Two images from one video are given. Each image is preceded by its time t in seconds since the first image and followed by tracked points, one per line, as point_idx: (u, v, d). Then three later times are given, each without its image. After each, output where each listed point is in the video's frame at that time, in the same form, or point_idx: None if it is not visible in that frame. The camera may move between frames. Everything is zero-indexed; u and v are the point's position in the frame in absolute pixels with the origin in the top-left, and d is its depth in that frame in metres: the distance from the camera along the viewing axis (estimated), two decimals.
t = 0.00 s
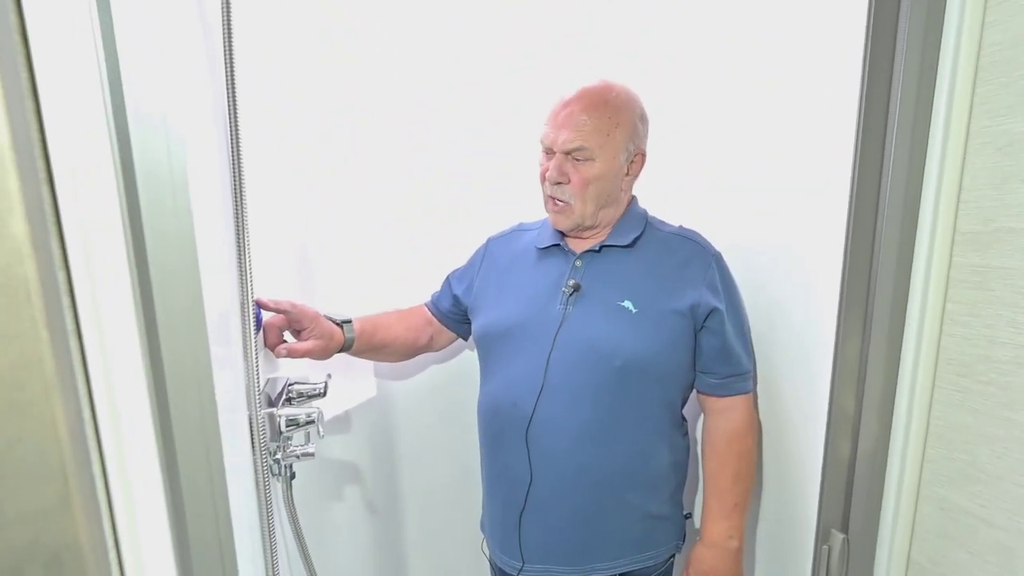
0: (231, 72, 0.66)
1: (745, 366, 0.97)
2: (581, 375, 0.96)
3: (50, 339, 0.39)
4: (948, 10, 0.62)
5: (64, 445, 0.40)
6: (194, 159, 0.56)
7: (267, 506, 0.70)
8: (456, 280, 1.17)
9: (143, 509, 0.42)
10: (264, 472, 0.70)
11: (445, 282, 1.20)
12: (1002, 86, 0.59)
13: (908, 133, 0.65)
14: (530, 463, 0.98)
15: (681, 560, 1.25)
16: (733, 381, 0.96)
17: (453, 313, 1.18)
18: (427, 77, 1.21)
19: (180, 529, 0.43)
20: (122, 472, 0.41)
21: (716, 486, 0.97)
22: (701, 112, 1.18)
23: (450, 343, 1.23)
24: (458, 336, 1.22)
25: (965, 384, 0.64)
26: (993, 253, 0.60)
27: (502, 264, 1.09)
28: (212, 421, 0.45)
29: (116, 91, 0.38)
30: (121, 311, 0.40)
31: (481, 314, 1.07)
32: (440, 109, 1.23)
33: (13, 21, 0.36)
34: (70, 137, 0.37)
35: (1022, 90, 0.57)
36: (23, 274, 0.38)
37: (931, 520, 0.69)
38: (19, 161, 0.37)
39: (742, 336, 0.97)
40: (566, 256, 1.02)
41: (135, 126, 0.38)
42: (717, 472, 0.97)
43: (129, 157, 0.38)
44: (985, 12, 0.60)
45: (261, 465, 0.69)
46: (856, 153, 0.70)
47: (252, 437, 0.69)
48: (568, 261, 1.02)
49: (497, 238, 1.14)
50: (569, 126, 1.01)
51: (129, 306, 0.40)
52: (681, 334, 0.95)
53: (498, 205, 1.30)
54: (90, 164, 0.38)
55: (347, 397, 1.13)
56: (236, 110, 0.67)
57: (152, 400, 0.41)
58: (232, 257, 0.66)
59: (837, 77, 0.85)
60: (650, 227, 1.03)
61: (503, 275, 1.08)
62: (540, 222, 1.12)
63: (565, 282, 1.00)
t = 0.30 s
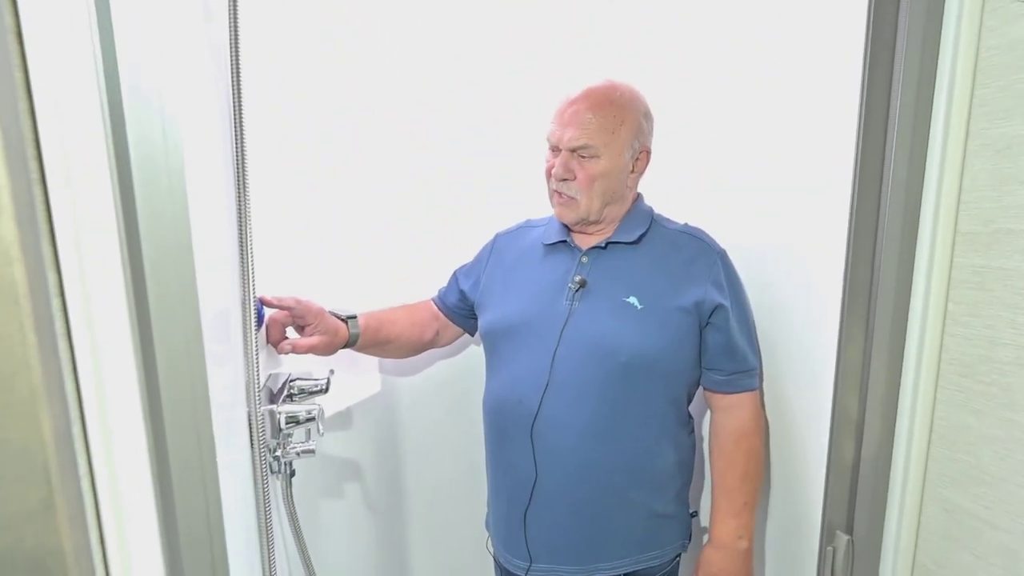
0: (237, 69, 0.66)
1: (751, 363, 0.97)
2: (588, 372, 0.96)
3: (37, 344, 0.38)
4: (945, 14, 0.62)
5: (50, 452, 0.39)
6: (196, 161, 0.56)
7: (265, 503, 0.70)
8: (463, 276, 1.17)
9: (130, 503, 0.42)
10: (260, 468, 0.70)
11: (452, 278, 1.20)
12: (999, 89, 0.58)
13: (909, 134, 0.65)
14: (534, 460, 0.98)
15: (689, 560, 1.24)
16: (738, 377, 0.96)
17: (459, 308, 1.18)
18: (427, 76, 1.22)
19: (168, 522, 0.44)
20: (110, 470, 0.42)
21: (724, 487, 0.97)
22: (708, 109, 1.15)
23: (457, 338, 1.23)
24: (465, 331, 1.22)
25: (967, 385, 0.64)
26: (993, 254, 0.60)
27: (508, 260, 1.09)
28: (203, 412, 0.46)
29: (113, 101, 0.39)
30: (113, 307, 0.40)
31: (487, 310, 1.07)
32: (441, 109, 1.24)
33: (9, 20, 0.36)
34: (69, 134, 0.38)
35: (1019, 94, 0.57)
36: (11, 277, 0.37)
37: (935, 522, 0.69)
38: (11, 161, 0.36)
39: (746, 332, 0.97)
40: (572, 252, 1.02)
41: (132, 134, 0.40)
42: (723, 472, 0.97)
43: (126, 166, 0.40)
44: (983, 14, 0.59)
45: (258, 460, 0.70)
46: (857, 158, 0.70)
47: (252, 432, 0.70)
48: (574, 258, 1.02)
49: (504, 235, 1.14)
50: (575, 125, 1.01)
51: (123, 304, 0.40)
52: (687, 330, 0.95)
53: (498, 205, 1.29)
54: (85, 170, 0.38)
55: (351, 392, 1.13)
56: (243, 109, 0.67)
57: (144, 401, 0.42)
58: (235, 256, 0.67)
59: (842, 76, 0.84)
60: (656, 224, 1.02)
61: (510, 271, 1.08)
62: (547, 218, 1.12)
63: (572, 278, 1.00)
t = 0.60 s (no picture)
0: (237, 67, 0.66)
1: (755, 364, 0.97)
2: (592, 373, 0.95)
3: (24, 338, 0.40)
4: (950, 19, 0.62)
5: (40, 446, 0.41)
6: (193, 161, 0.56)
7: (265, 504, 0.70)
8: (467, 278, 1.17)
9: (123, 501, 0.42)
10: (261, 470, 0.70)
11: (457, 281, 1.20)
12: (1002, 93, 0.58)
13: (912, 136, 0.64)
14: (539, 462, 0.98)
15: (692, 561, 1.24)
16: (741, 378, 0.95)
17: (464, 312, 1.18)
18: (427, 76, 1.23)
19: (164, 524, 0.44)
20: (104, 468, 0.42)
21: (726, 487, 0.96)
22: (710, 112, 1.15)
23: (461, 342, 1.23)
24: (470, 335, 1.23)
25: (969, 388, 0.63)
26: (996, 257, 0.59)
27: (512, 262, 1.09)
28: (199, 411, 0.46)
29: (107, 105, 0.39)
30: (108, 311, 0.40)
31: (492, 312, 1.07)
32: (441, 109, 1.25)
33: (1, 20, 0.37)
34: (68, 134, 0.38)
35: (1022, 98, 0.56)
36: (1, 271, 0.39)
37: (936, 526, 0.68)
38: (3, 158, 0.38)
39: (750, 333, 0.97)
40: (576, 254, 1.02)
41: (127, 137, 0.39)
42: (726, 472, 0.96)
43: (122, 169, 0.39)
44: (987, 17, 0.59)
45: (259, 462, 0.69)
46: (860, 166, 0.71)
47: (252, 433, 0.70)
48: (578, 259, 1.02)
49: (508, 237, 1.14)
50: (584, 116, 1.01)
51: (117, 308, 0.41)
52: (690, 331, 0.95)
53: (499, 196, 1.30)
54: (80, 175, 0.39)
55: (353, 394, 1.14)
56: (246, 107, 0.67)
57: (139, 403, 0.42)
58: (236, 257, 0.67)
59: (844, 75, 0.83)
60: (660, 226, 1.02)
61: (514, 273, 1.08)
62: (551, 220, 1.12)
63: (575, 279, 1.00)
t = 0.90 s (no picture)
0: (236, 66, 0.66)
1: (752, 367, 0.97)
2: (591, 376, 0.95)
3: (18, 340, 0.39)
4: (938, 24, 0.62)
5: (31, 444, 0.40)
6: (187, 154, 0.56)
7: (259, 504, 0.70)
8: (466, 281, 1.17)
9: (113, 498, 0.42)
10: (256, 470, 0.70)
11: (456, 285, 1.20)
12: (989, 98, 0.58)
13: (901, 149, 0.65)
14: (536, 465, 0.98)
15: (690, 563, 1.24)
16: (739, 381, 0.95)
17: (463, 314, 1.18)
18: (427, 76, 1.23)
19: (155, 522, 0.44)
20: (96, 469, 0.42)
21: (723, 490, 0.96)
22: (711, 113, 1.15)
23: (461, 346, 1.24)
24: (469, 338, 1.23)
25: (959, 389, 0.64)
26: (985, 259, 0.60)
27: (512, 265, 1.09)
28: (192, 405, 0.46)
29: (103, 104, 0.39)
30: (106, 313, 0.41)
31: (490, 314, 1.07)
32: (441, 109, 1.26)
33: None
34: (67, 137, 0.38)
35: (1008, 103, 0.57)
36: None
37: (929, 527, 0.68)
38: None
39: (747, 337, 0.97)
40: (574, 256, 1.03)
41: (123, 139, 0.40)
42: (723, 475, 0.96)
43: (116, 167, 0.40)
44: (974, 24, 0.60)
45: (253, 461, 0.69)
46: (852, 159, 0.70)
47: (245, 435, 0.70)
48: (576, 262, 1.02)
49: (507, 240, 1.14)
50: (581, 121, 1.02)
51: (109, 307, 0.41)
52: (687, 335, 0.95)
53: (499, 196, 1.31)
54: (73, 180, 0.39)
55: (349, 396, 1.15)
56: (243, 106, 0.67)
57: (131, 401, 0.42)
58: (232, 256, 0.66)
59: (844, 76, 0.83)
60: (657, 228, 1.02)
61: (513, 276, 1.08)
62: (549, 223, 1.13)
63: (573, 282, 1.00)
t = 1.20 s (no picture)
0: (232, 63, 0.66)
1: (747, 369, 0.97)
2: (584, 379, 0.96)
3: (16, 343, 0.39)
4: (930, 27, 0.63)
5: (27, 443, 0.40)
6: (186, 152, 0.55)
7: (254, 505, 0.70)
8: (462, 284, 1.18)
9: (108, 496, 0.42)
10: (252, 471, 0.70)
11: (451, 288, 1.20)
12: (981, 101, 0.59)
13: (894, 145, 0.66)
14: (530, 469, 0.98)
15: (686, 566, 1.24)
16: (732, 383, 0.95)
17: (459, 318, 1.18)
18: (427, 76, 1.23)
19: (149, 522, 0.44)
20: (92, 472, 0.41)
21: (718, 492, 0.96)
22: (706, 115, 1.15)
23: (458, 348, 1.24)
24: (466, 341, 1.22)
25: (953, 390, 0.64)
26: (978, 261, 0.60)
27: (506, 267, 1.10)
28: (187, 401, 0.46)
29: (101, 105, 0.39)
30: (104, 315, 0.40)
31: (485, 317, 1.07)
32: (441, 109, 1.26)
33: None
34: (65, 137, 0.38)
35: (1000, 107, 0.57)
36: None
37: (924, 529, 0.69)
38: None
39: (741, 339, 0.97)
40: (568, 258, 1.03)
41: (121, 141, 0.40)
42: (718, 477, 0.96)
43: (112, 161, 0.40)
44: (966, 29, 0.60)
45: (248, 461, 0.69)
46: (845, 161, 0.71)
47: (241, 436, 0.70)
48: (570, 263, 1.02)
49: (502, 243, 1.14)
50: (588, 119, 1.02)
51: (106, 306, 0.40)
52: (680, 336, 0.95)
53: (499, 197, 1.31)
54: (72, 180, 0.39)
55: (344, 398, 1.15)
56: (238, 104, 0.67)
57: (127, 401, 0.42)
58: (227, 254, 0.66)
59: (835, 76, 0.83)
60: (650, 230, 1.03)
61: (507, 278, 1.08)
62: (544, 225, 1.13)
63: (567, 284, 1.01)
